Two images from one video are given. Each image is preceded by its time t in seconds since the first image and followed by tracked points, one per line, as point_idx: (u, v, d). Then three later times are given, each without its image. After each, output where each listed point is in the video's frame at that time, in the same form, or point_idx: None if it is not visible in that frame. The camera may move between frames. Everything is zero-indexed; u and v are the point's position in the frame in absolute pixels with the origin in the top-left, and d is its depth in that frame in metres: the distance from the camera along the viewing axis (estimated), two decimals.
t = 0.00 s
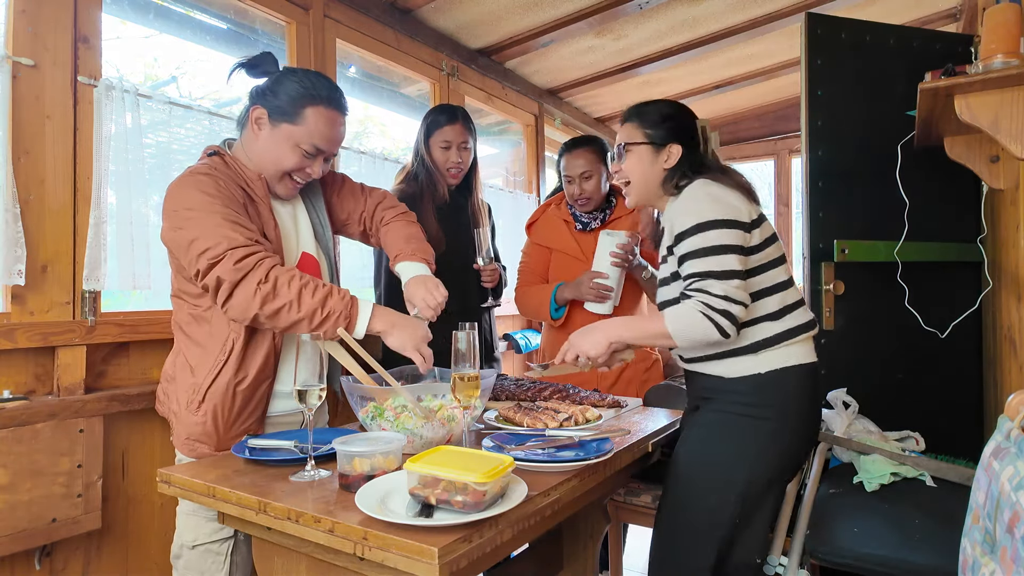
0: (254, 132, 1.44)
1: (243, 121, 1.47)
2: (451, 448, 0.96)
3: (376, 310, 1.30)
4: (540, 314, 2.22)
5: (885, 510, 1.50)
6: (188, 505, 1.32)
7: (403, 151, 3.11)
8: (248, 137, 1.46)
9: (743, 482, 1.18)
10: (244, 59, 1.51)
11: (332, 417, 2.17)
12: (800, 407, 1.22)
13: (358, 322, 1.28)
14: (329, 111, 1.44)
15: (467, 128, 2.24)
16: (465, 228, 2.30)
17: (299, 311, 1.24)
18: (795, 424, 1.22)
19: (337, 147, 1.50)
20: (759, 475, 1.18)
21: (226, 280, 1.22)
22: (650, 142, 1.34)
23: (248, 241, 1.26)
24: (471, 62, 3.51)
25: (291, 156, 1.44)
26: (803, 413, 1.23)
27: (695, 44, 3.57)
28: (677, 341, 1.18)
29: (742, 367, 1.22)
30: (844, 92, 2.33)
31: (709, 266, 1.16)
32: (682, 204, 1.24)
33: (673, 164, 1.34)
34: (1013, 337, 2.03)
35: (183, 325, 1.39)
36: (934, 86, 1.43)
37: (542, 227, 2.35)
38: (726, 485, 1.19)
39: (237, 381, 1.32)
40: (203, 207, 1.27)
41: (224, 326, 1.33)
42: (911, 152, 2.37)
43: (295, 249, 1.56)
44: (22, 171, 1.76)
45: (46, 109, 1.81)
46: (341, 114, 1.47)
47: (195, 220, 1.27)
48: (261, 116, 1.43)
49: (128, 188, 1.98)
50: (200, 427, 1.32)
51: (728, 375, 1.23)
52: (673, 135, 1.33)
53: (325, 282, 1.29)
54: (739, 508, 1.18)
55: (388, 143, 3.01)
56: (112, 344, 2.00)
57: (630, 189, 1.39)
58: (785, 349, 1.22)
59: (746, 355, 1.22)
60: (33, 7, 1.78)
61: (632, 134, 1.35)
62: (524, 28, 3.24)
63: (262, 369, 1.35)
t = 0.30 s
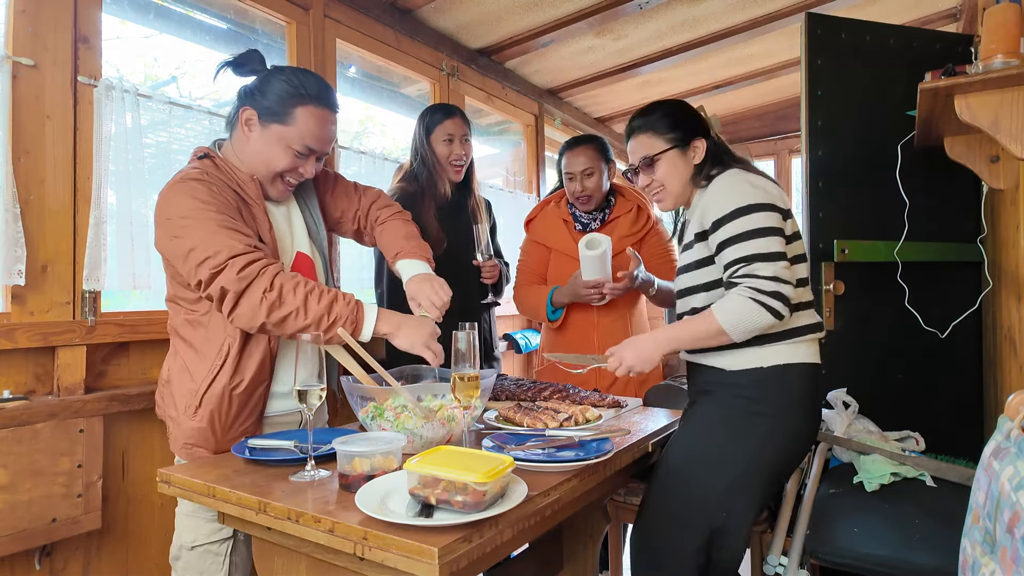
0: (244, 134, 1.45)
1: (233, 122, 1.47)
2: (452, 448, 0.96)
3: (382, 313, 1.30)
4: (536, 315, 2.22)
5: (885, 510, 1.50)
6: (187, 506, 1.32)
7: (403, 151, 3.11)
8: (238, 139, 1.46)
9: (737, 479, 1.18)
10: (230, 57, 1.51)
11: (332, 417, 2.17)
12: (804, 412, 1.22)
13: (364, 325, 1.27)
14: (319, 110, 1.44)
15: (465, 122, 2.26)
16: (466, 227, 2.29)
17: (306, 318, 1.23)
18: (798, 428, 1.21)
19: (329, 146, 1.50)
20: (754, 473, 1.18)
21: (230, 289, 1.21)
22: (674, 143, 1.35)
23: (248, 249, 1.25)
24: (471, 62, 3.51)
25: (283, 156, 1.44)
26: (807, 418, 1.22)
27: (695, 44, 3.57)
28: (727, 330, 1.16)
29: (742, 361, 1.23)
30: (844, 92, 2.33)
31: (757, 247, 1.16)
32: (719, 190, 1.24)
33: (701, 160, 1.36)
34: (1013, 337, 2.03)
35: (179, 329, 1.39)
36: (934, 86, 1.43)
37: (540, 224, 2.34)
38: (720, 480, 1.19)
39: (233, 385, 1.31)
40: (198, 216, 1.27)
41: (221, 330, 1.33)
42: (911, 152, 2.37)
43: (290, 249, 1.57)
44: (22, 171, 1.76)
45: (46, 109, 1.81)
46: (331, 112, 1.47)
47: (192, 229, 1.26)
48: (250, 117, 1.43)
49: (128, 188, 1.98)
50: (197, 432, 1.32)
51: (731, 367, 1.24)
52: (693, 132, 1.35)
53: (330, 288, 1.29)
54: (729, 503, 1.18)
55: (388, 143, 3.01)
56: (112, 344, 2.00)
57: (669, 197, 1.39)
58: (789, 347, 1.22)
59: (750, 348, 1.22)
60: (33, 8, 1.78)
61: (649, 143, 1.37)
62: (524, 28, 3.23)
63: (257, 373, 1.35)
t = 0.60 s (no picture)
0: (244, 134, 1.44)
1: (232, 122, 1.47)
2: (451, 448, 0.96)
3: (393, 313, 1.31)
4: (535, 314, 2.22)
5: (885, 510, 1.50)
6: (188, 506, 1.32)
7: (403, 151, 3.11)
8: (238, 140, 1.46)
9: (737, 478, 1.17)
10: (227, 56, 1.50)
11: (332, 417, 2.18)
12: (806, 412, 1.21)
13: (375, 328, 1.28)
14: (319, 110, 1.44)
15: (447, 118, 2.23)
16: (465, 225, 2.29)
17: (318, 320, 1.24)
18: (800, 428, 1.21)
19: (329, 145, 1.50)
20: (754, 473, 1.17)
21: (243, 293, 1.21)
22: (710, 107, 1.32)
23: (258, 251, 1.25)
24: (471, 62, 3.51)
25: (284, 157, 1.44)
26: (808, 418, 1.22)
27: (695, 44, 3.57)
28: (739, 320, 1.15)
29: (742, 359, 1.22)
30: (844, 92, 2.33)
31: (779, 233, 1.15)
32: (746, 168, 1.22)
33: (728, 134, 1.34)
34: (1013, 337, 2.03)
35: (181, 332, 1.39)
36: (934, 86, 1.43)
37: (541, 222, 2.35)
38: (720, 478, 1.18)
39: (237, 388, 1.31)
40: (203, 219, 1.26)
41: (226, 332, 1.33)
42: (911, 152, 2.36)
43: (290, 249, 1.57)
44: (22, 171, 1.76)
45: (46, 109, 1.81)
46: (331, 112, 1.48)
47: (197, 232, 1.25)
48: (250, 118, 1.43)
49: (128, 188, 1.98)
50: (200, 434, 1.32)
51: (730, 367, 1.24)
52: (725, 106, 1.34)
53: (342, 289, 1.29)
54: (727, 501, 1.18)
55: (388, 143, 3.01)
56: (112, 344, 2.00)
57: (688, 154, 1.33)
58: (790, 341, 1.23)
59: (748, 343, 1.22)
60: (33, 7, 1.78)
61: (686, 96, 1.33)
62: (524, 28, 3.23)
63: (262, 375, 1.35)
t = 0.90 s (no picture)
0: (246, 134, 1.44)
1: (233, 121, 1.47)
2: (451, 448, 0.96)
3: (401, 312, 1.32)
4: (535, 316, 2.22)
5: (885, 510, 1.50)
6: (188, 506, 1.32)
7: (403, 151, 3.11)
8: (239, 139, 1.46)
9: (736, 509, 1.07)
10: (227, 55, 1.49)
11: (332, 418, 2.17)
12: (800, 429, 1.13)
13: (386, 328, 1.29)
14: (322, 109, 1.44)
15: (435, 116, 2.24)
16: (458, 224, 2.29)
17: (330, 321, 1.25)
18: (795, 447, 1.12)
19: (332, 144, 1.51)
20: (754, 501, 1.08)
21: (254, 296, 1.22)
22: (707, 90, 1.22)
23: (269, 254, 1.26)
24: (471, 62, 3.51)
25: (287, 156, 1.44)
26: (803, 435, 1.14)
27: (695, 44, 3.57)
28: (728, 332, 1.07)
29: (731, 380, 1.13)
30: (844, 92, 2.32)
31: (778, 239, 1.06)
32: (746, 163, 1.13)
33: (724, 122, 1.26)
34: (1013, 337, 2.03)
35: (181, 332, 1.38)
36: (934, 86, 1.42)
37: (540, 224, 2.35)
38: (718, 511, 1.08)
39: (238, 389, 1.31)
40: (209, 221, 1.26)
41: (228, 332, 1.33)
42: (911, 152, 2.36)
43: (291, 250, 1.56)
44: (21, 171, 1.76)
45: (46, 109, 1.81)
46: (334, 111, 1.48)
47: (204, 235, 1.25)
48: (253, 117, 1.42)
49: (128, 188, 1.97)
50: (200, 435, 1.32)
51: (719, 387, 1.14)
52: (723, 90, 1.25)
53: (353, 289, 1.30)
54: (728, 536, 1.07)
55: (388, 143, 3.01)
56: (112, 344, 2.00)
57: (681, 140, 1.22)
58: (780, 355, 1.13)
59: (735, 359, 1.13)
60: (33, 7, 1.78)
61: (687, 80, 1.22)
62: (523, 28, 3.23)
63: (264, 376, 1.35)
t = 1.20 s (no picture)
0: (249, 135, 1.44)
1: (234, 122, 1.47)
2: (451, 448, 0.96)
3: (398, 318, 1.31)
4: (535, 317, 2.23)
5: (885, 510, 1.50)
6: (188, 506, 1.32)
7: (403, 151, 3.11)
8: (241, 140, 1.46)
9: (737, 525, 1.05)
10: (227, 55, 1.49)
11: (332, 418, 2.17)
12: (801, 440, 1.09)
13: (381, 334, 1.28)
14: (325, 110, 1.45)
15: (432, 116, 2.26)
16: (455, 225, 2.29)
17: (324, 329, 1.24)
18: (796, 458, 1.09)
19: (334, 145, 1.51)
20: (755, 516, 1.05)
21: (250, 302, 1.22)
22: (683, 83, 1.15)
23: (265, 259, 1.25)
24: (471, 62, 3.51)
25: (289, 157, 1.44)
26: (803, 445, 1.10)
27: (695, 44, 3.57)
28: (727, 349, 1.02)
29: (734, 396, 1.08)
30: (844, 92, 2.32)
31: (776, 250, 1.01)
32: (735, 166, 1.07)
33: (700, 117, 1.20)
34: (1013, 337, 2.03)
35: (183, 332, 1.38)
36: (934, 86, 1.42)
37: (540, 225, 2.35)
38: (719, 528, 1.05)
39: (240, 390, 1.31)
40: (208, 225, 1.26)
41: (229, 335, 1.33)
42: (911, 152, 2.37)
43: (291, 252, 1.56)
44: (21, 171, 1.76)
45: (46, 109, 1.81)
46: (336, 113, 1.48)
47: (203, 238, 1.26)
48: (256, 118, 1.43)
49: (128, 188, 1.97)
50: (202, 435, 1.32)
51: (723, 404, 1.09)
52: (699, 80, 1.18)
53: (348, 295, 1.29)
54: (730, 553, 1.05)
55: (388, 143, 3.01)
56: (113, 344, 2.00)
57: (658, 140, 1.16)
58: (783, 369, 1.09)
59: (738, 376, 1.08)
60: (34, 8, 1.78)
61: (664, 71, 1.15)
62: (524, 28, 3.23)
63: (265, 377, 1.35)
